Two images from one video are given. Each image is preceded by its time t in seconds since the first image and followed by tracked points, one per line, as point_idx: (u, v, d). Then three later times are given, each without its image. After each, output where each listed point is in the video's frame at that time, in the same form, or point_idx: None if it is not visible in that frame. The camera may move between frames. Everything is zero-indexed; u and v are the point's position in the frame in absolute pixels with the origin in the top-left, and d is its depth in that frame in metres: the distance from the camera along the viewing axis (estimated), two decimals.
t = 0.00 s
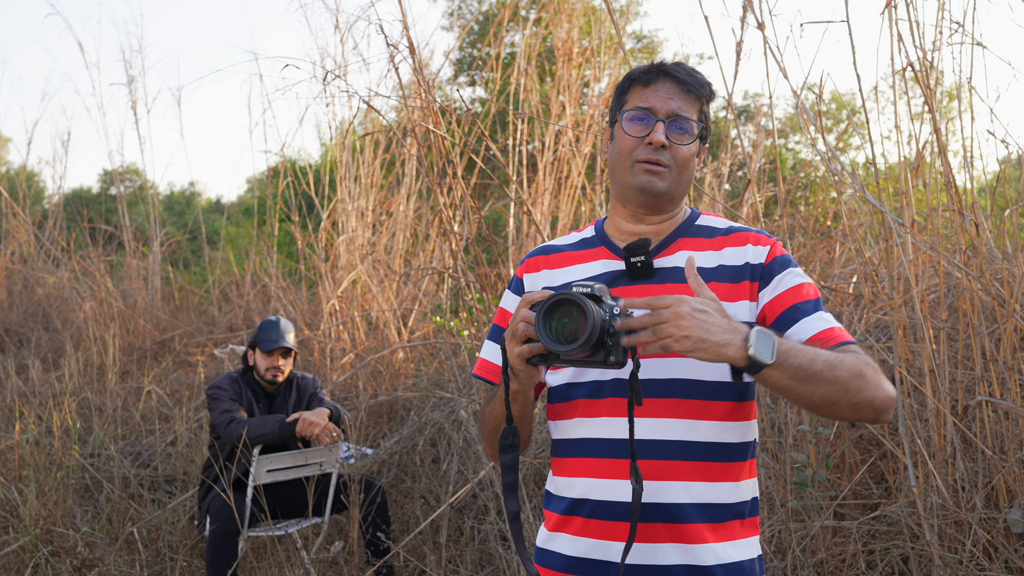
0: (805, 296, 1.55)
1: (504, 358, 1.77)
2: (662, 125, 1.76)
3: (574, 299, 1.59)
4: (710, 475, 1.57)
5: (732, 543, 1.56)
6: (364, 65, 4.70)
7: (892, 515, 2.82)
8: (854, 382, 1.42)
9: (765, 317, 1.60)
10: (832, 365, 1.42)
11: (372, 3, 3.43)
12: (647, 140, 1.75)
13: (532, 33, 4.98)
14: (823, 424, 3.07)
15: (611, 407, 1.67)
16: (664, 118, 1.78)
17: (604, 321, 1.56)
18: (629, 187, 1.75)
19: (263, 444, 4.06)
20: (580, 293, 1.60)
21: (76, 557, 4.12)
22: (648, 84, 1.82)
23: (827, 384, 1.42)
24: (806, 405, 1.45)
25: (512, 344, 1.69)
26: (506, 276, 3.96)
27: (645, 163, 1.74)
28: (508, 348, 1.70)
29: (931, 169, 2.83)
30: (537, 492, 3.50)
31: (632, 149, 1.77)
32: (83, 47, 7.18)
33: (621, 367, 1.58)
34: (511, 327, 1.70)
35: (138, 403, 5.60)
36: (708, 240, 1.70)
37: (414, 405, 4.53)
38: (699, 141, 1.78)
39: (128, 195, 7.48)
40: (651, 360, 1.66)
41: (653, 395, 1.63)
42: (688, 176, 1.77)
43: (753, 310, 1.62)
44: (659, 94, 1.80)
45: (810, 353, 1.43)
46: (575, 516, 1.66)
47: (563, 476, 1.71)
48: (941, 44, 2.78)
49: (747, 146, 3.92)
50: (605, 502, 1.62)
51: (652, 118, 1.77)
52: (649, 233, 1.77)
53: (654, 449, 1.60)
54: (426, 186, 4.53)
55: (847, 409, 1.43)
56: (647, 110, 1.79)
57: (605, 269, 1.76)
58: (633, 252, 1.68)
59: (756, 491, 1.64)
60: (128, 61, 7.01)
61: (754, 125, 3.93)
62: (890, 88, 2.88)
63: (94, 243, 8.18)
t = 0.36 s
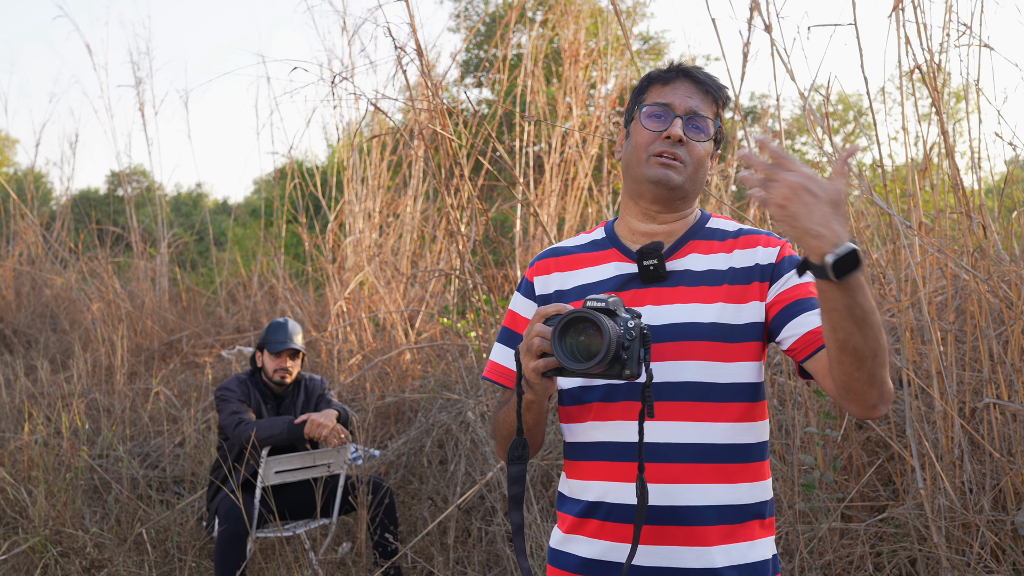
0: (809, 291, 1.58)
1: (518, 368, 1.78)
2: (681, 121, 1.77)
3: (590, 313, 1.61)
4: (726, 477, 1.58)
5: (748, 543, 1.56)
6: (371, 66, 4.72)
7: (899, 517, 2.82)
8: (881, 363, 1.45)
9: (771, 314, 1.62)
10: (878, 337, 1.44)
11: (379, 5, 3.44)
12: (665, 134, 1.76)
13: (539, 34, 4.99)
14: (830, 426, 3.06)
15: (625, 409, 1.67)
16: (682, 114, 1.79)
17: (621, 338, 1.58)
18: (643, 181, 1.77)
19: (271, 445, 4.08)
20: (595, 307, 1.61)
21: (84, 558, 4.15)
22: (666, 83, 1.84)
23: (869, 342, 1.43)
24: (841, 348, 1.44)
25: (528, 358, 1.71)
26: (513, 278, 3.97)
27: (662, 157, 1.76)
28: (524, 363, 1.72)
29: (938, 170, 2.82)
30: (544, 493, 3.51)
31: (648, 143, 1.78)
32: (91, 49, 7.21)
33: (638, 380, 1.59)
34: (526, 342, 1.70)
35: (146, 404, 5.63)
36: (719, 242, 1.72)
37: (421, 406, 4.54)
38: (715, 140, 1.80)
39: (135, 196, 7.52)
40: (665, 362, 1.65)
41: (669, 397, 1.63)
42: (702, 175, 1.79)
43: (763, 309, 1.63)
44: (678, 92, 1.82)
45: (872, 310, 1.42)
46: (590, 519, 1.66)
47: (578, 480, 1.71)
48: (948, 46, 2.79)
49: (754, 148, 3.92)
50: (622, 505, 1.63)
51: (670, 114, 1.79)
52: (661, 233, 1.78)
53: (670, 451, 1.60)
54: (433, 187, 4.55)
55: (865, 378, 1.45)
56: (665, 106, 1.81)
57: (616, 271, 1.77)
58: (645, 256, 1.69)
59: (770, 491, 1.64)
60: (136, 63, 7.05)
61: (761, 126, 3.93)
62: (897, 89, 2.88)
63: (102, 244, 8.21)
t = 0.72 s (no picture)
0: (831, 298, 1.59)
1: (534, 374, 1.78)
2: (690, 120, 1.78)
3: (607, 321, 1.61)
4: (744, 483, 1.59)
5: (766, 549, 1.58)
6: (379, 68, 4.73)
7: (910, 519, 2.81)
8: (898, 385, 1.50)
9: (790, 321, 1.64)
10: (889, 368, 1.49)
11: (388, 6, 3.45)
12: (676, 135, 1.77)
13: (548, 36, 5.00)
14: (840, 428, 3.06)
15: (642, 416, 1.67)
16: (692, 114, 1.80)
17: (642, 344, 1.59)
18: (657, 183, 1.76)
19: (280, 446, 4.09)
20: (613, 314, 1.62)
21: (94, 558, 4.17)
22: (674, 82, 1.86)
23: (884, 386, 1.49)
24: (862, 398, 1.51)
25: (544, 366, 1.70)
26: (522, 279, 3.98)
27: (674, 157, 1.76)
28: (540, 371, 1.71)
29: (948, 171, 2.82)
30: (553, 495, 3.52)
31: (659, 144, 1.79)
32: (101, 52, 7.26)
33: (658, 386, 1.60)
34: (542, 349, 1.71)
35: (155, 405, 5.66)
36: (735, 244, 1.71)
37: (430, 408, 4.56)
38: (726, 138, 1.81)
39: (145, 198, 7.56)
40: (683, 367, 1.66)
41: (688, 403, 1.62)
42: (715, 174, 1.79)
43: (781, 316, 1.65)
44: (686, 91, 1.83)
45: (876, 357, 1.48)
46: (609, 526, 1.66)
47: (596, 486, 1.71)
48: (959, 47, 2.78)
49: (762, 149, 3.92)
50: (641, 512, 1.63)
51: (680, 114, 1.80)
52: (675, 234, 1.78)
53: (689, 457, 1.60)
54: (441, 188, 4.56)
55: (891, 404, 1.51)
56: (674, 107, 1.82)
57: (630, 274, 1.77)
58: (660, 260, 1.69)
59: (786, 495, 1.66)
60: (145, 66, 7.09)
61: (770, 127, 3.92)
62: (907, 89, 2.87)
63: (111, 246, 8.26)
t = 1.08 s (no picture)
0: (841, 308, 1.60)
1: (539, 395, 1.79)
2: (694, 116, 1.79)
3: (610, 346, 1.61)
4: (755, 492, 1.59)
5: (778, 557, 1.58)
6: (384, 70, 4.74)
7: (915, 520, 2.81)
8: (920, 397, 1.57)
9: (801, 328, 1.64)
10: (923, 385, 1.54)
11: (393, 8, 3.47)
12: (679, 131, 1.78)
13: (552, 37, 5.00)
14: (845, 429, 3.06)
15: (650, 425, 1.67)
16: (695, 110, 1.81)
17: (648, 370, 1.58)
18: (662, 181, 1.77)
19: (285, 447, 4.10)
20: (617, 337, 1.61)
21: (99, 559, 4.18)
22: (676, 77, 1.87)
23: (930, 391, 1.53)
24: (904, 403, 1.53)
25: (550, 391, 1.71)
26: (526, 280, 3.98)
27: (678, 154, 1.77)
28: (546, 395, 1.73)
29: (953, 172, 2.82)
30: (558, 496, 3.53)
31: (663, 142, 1.80)
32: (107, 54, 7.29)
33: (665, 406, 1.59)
34: (547, 373, 1.72)
35: (160, 406, 5.68)
36: (745, 246, 1.72)
37: (434, 409, 4.57)
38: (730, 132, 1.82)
39: (150, 199, 7.59)
40: (692, 374, 1.66)
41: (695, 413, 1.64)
42: (722, 169, 1.79)
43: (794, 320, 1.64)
44: (689, 86, 1.84)
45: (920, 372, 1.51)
46: (618, 535, 1.67)
47: (604, 494, 1.71)
48: (964, 47, 2.78)
49: (767, 150, 3.92)
50: (651, 522, 1.63)
51: (683, 110, 1.81)
52: (682, 235, 1.78)
53: (698, 468, 1.61)
54: (445, 189, 4.57)
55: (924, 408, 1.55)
56: (677, 103, 1.83)
57: (638, 278, 1.76)
58: (667, 265, 1.69)
59: (796, 499, 1.66)
60: (151, 68, 7.11)
61: (775, 128, 3.92)
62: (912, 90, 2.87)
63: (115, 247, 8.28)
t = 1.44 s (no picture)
0: (857, 338, 1.59)
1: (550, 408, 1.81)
2: (700, 137, 1.69)
3: (615, 364, 1.62)
4: (769, 502, 1.60)
5: (794, 563, 1.60)
6: (387, 70, 4.75)
7: (919, 520, 2.80)
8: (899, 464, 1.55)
9: (817, 348, 1.61)
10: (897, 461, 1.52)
11: (396, 9, 3.48)
12: (686, 156, 1.69)
13: (555, 38, 5.01)
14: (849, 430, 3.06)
15: (665, 435, 1.67)
16: (703, 128, 1.69)
17: (647, 393, 1.58)
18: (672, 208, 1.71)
19: (289, 447, 4.11)
20: (623, 354, 1.63)
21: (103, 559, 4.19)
22: (682, 89, 1.73)
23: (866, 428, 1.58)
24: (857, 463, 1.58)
25: (558, 406, 1.74)
26: (529, 281, 3.98)
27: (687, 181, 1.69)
28: (554, 409, 1.75)
29: (958, 172, 2.82)
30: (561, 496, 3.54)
31: (672, 165, 1.71)
32: (111, 55, 7.29)
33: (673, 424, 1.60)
34: (554, 389, 1.74)
35: (164, 407, 5.70)
36: (767, 250, 1.66)
37: (438, 409, 4.57)
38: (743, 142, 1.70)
39: (154, 200, 7.61)
40: (708, 386, 1.64)
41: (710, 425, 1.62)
42: (739, 176, 1.71)
43: (812, 336, 1.61)
44: (696, 100, 1.71)
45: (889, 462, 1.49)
46: (633, 542, 1.68)
47: (621, 498, 1.73)
48: (967, 47, 2.78)
49: (771, 150, 3.92)
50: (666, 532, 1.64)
51: (689, 129, 1.70)
52: (700, 242, 1.72)
53: (713, 480, 1.61)
54: (448, 190, 4.57)
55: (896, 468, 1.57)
56: (683, 120, 1.71)
57: (655, 281, 1.73)
58: (685, 272, 1.66)
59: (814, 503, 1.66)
60: (155, 68, 7.13)
61: (778, 129, 3.92)
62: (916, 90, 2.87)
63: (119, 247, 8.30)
